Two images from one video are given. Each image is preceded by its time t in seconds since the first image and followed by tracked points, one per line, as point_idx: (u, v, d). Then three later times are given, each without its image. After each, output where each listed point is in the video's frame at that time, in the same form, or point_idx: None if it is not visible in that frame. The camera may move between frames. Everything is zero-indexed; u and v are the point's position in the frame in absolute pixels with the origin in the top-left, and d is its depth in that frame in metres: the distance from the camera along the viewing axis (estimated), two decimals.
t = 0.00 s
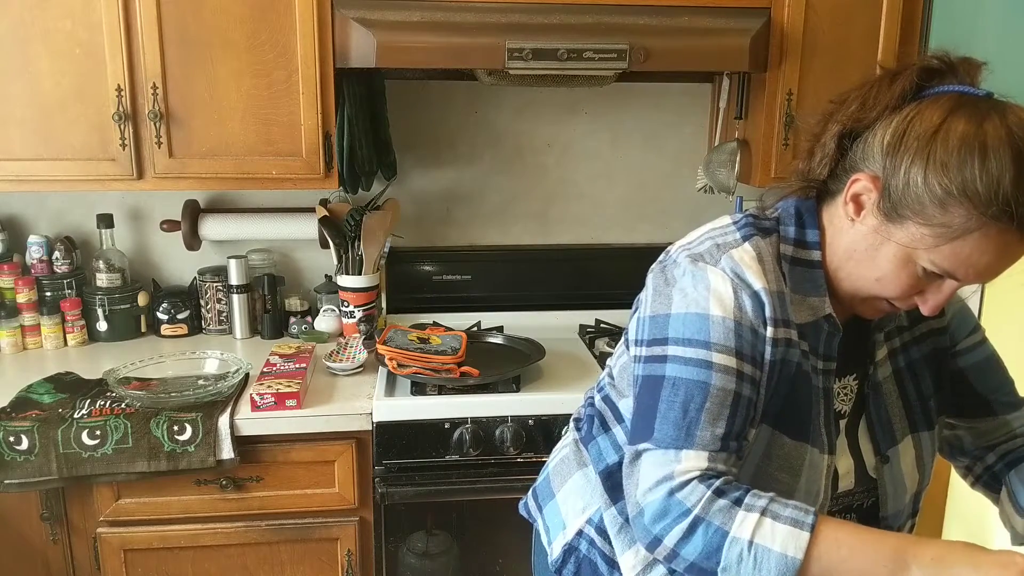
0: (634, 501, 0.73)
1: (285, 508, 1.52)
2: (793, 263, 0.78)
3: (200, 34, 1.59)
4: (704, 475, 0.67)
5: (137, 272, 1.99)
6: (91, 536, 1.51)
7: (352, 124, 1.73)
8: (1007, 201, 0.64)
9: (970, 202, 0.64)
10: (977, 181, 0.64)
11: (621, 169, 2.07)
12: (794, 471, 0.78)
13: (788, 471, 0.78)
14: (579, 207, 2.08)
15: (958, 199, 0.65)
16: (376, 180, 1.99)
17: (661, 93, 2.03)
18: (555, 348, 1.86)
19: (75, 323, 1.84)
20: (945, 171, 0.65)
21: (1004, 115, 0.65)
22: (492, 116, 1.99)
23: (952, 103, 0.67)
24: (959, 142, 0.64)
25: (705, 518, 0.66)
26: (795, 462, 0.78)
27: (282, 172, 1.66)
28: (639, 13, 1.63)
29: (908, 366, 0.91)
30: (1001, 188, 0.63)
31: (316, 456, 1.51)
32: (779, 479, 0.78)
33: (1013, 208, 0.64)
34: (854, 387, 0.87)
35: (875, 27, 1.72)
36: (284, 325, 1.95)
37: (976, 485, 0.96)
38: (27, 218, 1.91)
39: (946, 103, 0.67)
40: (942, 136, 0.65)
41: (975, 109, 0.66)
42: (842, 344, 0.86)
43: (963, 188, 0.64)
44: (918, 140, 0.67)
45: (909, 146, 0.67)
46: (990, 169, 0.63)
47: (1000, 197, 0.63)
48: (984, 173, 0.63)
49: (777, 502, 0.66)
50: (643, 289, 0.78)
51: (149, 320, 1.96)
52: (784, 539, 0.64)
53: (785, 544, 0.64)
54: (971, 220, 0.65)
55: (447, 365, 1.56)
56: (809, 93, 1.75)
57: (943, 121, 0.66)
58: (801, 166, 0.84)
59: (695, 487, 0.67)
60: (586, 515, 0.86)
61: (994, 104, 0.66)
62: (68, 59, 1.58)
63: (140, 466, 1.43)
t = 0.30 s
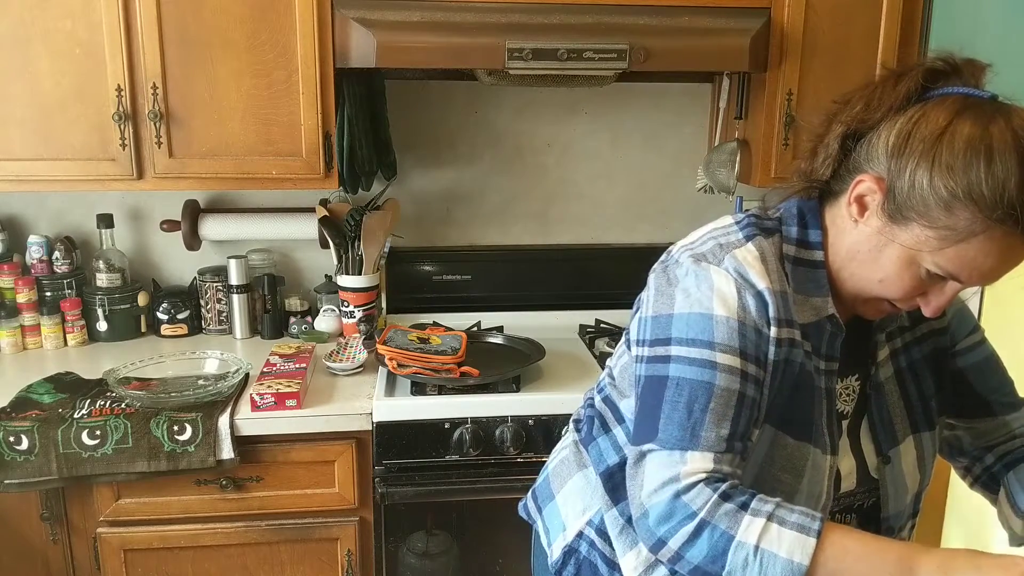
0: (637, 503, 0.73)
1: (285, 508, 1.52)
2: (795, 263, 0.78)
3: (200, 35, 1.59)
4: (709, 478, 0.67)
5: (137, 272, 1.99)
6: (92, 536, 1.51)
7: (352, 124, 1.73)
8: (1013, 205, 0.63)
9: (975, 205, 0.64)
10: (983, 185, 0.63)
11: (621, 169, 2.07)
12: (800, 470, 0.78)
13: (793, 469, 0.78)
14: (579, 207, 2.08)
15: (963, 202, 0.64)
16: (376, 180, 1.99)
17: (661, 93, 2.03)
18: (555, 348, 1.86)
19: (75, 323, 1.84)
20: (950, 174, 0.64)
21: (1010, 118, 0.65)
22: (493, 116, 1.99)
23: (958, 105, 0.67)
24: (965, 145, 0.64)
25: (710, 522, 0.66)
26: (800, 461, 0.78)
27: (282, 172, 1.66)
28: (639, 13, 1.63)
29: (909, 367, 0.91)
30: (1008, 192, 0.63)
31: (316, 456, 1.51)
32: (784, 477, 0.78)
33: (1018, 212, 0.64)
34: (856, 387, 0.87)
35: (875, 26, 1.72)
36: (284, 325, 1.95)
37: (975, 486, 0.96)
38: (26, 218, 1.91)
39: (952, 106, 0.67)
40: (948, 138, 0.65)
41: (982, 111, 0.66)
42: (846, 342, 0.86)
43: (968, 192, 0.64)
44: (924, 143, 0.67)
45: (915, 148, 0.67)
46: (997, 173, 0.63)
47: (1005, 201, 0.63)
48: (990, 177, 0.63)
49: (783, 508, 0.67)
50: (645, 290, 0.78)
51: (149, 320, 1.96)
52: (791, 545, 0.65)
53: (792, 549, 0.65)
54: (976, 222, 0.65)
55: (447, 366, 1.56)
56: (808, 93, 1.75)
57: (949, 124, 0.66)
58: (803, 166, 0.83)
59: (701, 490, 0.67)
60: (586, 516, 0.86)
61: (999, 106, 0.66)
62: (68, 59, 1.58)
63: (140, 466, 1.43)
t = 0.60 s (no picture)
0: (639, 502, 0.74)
1: (285, 508, 1.52)
2: (796, 263, 0.77)
3: (200, 35, 1.59)
4: (711, 480, 0.68)
5: (137, 272, 1.99)
6: (92, 536, 1.51)
7: (352, 124, 1.73)
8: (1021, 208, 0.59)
9: (979, 208, 0.60)
10: (986, 187, 0.59)
11: (621, 169, 2.07)
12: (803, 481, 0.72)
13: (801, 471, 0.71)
14: (580, 207, 2.08)
15: (966, 204, 0.60)
16: (376, 180, 1.99)
17: (661, 93, 2.03)
18: (555, 348, 1.86)
19: (74, 323, 1.84)
20: (954, 175, 0.61)
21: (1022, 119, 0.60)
22: (493, 116, 1.99)
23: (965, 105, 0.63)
24: (968, 146, 0.60)
25: (712, 525, 0.67)
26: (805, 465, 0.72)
27: (282, 172, 1.66)
28: (640, 13, 1.63)
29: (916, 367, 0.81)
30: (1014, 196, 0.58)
31: (316, 456, 1.51)
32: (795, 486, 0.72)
33: None
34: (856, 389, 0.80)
35: (875, 26, 1.72)
36: (284, 325, 1.95)
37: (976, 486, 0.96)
38: (26, 218, 1.91)
39: (960, 103, 0.63)
40: (952, 139, 0.62)
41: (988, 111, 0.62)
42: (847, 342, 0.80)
43: (971, 195, 0.60)
44: (928, 145, 0.63)
45: (920, 150, 0.64)
46: (1001, 175, 0.59)
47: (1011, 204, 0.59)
48: (994, 179, 0.59)
49: (785, 512, 0.66)
50: (646, 286, 0.79)
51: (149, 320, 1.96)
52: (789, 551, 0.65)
53: (794, 552, 0.65)
54: (982, 226, 0.61)
55: (447, 366, 1.56)
56: (808, 94, 1.75)
57: (955, 125, 0.62)
58: (806, 165, 0.81)
59: (703, 491, 0.68)
60: (585, 515, 0.86)
61: (1009, 105, 0.62)
62: (68, 59, 1.58)
63: (139, 466, 1.43)
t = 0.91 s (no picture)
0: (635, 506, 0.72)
1: (284, 508, 1.52)
2: (797, 263, 0.76)
3: (200, 35, 1.59)
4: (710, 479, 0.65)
5: (137, 272, 1.99)
6: (92, 536, 1.51)
7: (352, 124, 1.73)
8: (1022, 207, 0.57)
9: (979, 208, 0.59)
10: (987, 186, 0.58)
11: (621, 169, 2.07)
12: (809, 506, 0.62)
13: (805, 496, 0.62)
14: (580, 207, 2.08)
15: (966, 203, 0.59)
16: (376, 180, 1.99)
17: (661, 93, 2.03)
18: (555, 348, 1.86)
19: (74, 323, 1.84)
20: (953, 176, 0.59)
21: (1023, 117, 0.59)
22: (492, 116, 1.99)
23: (966, 105, 0.61)
24: (967, 147, 0.59)
25: (710, 524, 0.65)
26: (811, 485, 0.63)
27: (282, 172, 1.66)
28: (640, 13, 1.63)
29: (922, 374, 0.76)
30: (1015, 194, 0.57)
31: (316, 456, 1.51)
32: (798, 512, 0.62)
33: None
34: (861, 393, 0.74)
35: (874, 26, 1.72)
36: (284, 325, 1.95)
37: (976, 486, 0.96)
38: (26, 218, 1.91)
39: (960, 100, 0.61)
40: (951, 139, 0.60)
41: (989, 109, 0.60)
42: (846, 344, 0.74)
43: (972, 195, 0.59)
44: (928, 145, 0.62)
45: (920, 150, 0.62)
46: (1001, 174, 0.57)
47: (1013, 202, 0.57)
48: (995, 178, 0.58)
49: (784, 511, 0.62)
50: (646, 286, 0.79)
51: (149, 320, 1.96)
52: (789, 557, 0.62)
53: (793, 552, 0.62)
54: (982, 225, 0.60)
55: (447, 365, 1.57)
56: (808, 94, 1.75)
57: (954, 125, 0.60)
58: (806, 164, 0.79)
59: (701, 491, 0.65)
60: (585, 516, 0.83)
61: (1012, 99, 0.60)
62: (68, 59, 1.58)
63: (139, 466, 1.43)
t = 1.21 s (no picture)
0: (642, 502, 0.63)
1: (284, 508, 1.52)
2: (801, 247, 0.73)
3: (200, 35, 1.59)
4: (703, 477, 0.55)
5: (137, 272, 1.99)
6: (92, 536, 1.51)
7: (352, 124, 1.73)
8: None
9: (982, 212, 0.55)
10: (988, 190, 0.54)
11: (621, 170, 2.07)
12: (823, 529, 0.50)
13: (816, 518, 0.49)
14: (580, 207, 2.08)
15: (968, 206, 0.55)
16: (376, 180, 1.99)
17: (661, 93, 2.03)
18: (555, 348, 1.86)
19: (74, 323, 1.84)
20: (956, 177, 0.55)
21: None
22: (492, 116, 1.99)
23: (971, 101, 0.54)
24: (969, 148, 0.54)
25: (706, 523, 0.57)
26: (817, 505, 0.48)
27: (282, 172, 1.66)
28: (640, 13, 1.63)
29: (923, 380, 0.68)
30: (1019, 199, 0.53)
31: (316, 456, 1.51)
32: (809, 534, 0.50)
33: None
34: (863, 395, 0.67)
35: (874, 25, 1.72)
36: (284, 325, 1.95)
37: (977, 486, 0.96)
38: (26, 218, 1.91)
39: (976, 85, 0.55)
40: (951, 140, 0.55)
41: (991, 104, 0.52)
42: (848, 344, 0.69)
43: (972, 199, 0.55)
44: (930, 145, 0.57)
45: (922, 150, 0.58)
46: (1005, 178, 0.53)
47: (1017, 207, 0.53)
48: (998, 180, 0.53)
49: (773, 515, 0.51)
50: (643, 285, 0.75)
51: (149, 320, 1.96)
52: None
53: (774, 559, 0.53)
54: (987, 228, 0.56)
55: (447, 365, 1.57)
56: (808, 93, 1.75)
57: (957, 124, 0.55)
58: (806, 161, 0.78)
59: (697, 490, 0.56)
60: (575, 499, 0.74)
61: None
62: (68, 59, 1.58)
63: (139, 466, 1.43)
